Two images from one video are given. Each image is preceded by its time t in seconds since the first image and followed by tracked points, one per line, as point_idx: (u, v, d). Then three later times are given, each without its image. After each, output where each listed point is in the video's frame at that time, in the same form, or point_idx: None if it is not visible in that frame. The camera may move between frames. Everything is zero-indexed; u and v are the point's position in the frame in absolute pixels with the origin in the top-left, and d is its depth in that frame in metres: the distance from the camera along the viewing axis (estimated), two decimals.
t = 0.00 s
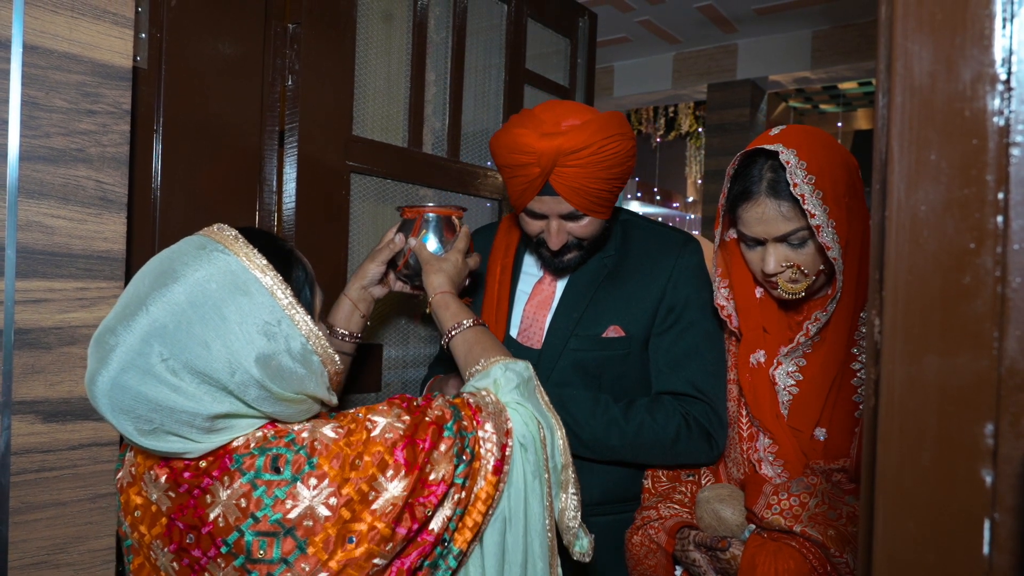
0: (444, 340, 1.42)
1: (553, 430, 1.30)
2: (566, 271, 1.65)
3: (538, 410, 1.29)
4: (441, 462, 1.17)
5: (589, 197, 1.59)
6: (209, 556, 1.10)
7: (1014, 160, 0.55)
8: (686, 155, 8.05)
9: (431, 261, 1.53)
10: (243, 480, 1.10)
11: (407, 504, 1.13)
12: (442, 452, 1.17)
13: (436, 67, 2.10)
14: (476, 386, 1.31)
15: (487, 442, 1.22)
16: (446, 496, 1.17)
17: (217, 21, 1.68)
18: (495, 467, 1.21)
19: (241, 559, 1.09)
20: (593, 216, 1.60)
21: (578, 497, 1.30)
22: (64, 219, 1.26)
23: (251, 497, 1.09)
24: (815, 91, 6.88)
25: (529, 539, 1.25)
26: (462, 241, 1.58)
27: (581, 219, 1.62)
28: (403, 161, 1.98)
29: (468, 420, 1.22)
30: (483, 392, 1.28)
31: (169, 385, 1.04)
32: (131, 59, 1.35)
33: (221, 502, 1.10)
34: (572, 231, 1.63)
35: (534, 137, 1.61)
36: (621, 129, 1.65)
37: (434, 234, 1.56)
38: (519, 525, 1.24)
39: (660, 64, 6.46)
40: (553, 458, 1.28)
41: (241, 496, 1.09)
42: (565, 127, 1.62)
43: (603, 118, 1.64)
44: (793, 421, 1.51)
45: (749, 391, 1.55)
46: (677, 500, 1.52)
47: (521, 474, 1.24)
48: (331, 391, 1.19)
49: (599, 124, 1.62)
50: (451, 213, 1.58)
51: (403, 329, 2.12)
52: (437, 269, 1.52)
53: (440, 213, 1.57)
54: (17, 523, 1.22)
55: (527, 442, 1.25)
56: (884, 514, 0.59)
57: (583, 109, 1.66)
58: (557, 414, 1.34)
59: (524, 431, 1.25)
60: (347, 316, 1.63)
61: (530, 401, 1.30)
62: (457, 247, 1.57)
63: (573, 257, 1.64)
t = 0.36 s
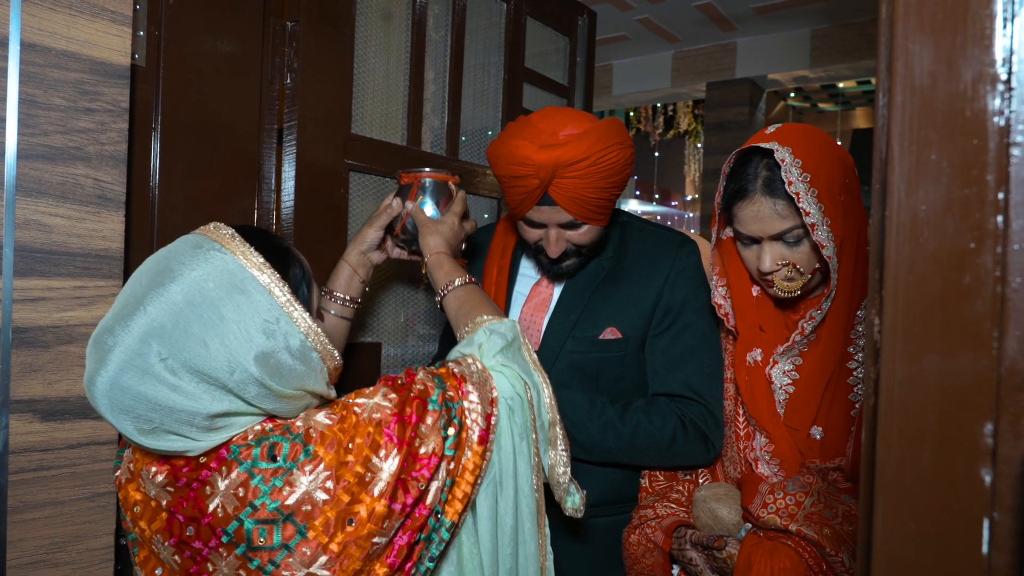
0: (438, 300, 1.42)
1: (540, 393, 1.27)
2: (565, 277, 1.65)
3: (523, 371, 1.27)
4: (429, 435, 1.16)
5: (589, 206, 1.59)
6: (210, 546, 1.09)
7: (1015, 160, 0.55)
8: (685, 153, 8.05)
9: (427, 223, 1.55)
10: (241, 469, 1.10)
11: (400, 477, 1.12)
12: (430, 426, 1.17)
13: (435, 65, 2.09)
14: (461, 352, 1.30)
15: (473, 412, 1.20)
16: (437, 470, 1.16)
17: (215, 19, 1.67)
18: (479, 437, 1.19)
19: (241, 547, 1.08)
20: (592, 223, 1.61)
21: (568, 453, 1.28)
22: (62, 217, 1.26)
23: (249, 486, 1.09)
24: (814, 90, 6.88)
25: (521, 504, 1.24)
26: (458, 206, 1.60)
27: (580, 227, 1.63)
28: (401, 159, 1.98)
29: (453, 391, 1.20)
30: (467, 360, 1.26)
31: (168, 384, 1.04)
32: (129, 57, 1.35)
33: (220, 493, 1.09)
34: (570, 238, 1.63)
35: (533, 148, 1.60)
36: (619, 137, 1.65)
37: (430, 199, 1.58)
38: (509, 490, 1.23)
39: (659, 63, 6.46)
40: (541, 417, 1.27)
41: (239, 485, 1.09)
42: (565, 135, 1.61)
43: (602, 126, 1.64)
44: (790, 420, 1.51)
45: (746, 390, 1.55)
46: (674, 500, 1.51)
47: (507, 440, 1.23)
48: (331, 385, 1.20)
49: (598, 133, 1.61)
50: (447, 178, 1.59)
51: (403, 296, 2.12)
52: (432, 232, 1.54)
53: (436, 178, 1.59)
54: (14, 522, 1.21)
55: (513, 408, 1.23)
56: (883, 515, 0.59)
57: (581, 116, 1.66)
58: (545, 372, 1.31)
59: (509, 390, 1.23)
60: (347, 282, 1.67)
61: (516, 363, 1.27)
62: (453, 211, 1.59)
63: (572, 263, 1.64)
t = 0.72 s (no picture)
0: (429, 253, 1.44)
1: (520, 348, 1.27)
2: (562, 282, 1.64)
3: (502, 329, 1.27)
4: (411, 405, 1.16)
5: (587, 214, 1.58)
6: (209, 533, 1.09)
7: (1015, 157, 0.55)
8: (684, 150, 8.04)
9: (425, 179, 1.56)
10: (235, 454, 1.10)
11: (387, 448, 1.13)
12: (410, 398, 1.16)
13: (435, 62, 2.09)
14: (441, 317, 1.30)
15: (453, 380, 1.21)
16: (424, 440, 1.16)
17: (214, 15, 1.67)
18: (463, 404, 1.20)
19: (240, 532, 1.08)
20: (589, 230, 1.60)
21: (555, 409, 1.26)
22: (61, 215, 1.25)
23: (243, 470, 1.09)
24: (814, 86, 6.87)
25: (510, 466, 1.26)
26: (457, 163, 1.59)
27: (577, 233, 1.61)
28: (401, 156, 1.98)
29: (432, 360, 1.20)
30: (448, 325, 1.26)
31: (166, 382, 1.04)
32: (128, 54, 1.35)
33: (218, 479, 1.09)
34: (568, 244, 1.62)
35: (530, 158, 1.57)
36: (616, 143, 1.63)
37: (429, 157, 1.57)
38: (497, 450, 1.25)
39: (659, 59, 6.45)
40: (523, 372, 1.26)
41: (233, 470, 1.09)
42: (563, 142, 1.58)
43: (600, 132, 1.61)
44: (789, 418, 1.51)
45: (744, 387, 1.55)
46: (673, 497, 1.51)
47: (489, 397, 1.24)
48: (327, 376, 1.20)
49: (596, 140, 1.59)
50: (446, 138, 1.59)
51: (404, 257, 2.10)
52: (429, 187, 1.54)
53: (435, 137, 1.59)
54: (15, 519, 1.21)
55: (495, 368, 1.24)
56: (883, 513, 0.59)
57: (579, 122, 1.63)
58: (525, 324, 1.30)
59: (487, 346, 1.25)
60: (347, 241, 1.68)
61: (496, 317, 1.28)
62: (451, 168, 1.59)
63: (569, 268, 1.63)
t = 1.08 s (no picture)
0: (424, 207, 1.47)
1: (495, 306, 1.27)
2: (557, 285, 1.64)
3: (476, 291, 1.26)
4: (385, 377, 1.14)
5: (581, 221, 1.57)
6: (201, 519, 1.08)
7: (1009, 153, 0.55)
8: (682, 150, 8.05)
9: (424, 136, 1.57)
10: (227, 438, 1.09)
11: (361, 422, 1.11)
12: (383, 371, 1.15)
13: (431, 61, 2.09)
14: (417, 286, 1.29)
15: (429, 348, 1.19)
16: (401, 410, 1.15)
17: (210, 15, 1.66)
18: (442, 370, 1.18)
19: (232, 515, 1.07)
20: (584, 236, 1.59)
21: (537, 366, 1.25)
22: (57, 215, 1.25)
23: (234, 454, 1.08)
24: (812, 86, 6.88)
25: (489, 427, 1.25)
26: (456, 121, 1.61)
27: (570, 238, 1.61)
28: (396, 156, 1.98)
29: (404, 333, 1.19)
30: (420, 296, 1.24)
31: (161, 377, 1.04)
32: (124, 53, 1.34)
33: (211, 462, 1.08)
34: (562, 248, 1.62)
35: (523, 167, 1.57)
36: (611, 150, 1.62)
37: (428, 115, 1.59)
38: (481, 416, 1.23)
39: (656, 59, 6.45)
40: (501, 332, 1.25)
41: (225, 454, 1.08)
42: (554, 151, 1.58)
43: (593, 139, 1.60)
44: (784, 417, 1.50)
45: (740, 387, 1.55)
46: (669, 497, 1.51)
47: (471, 360, 1.22)
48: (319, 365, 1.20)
49: (588, 148, 1.58)
50: (446, 97, 1.61)
51: (404, 230, 2.12)
52: (428, 143, 1.56)
53: (434, 97, 1.60)
54: (11, 519, 1.21)
55: (471, 332, 1.23)
56: (879, 511, 0.59)
57: (574, 129, 1.63)
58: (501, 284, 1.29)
59: (462, 312, 1.24)
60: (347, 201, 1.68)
61: (468, 282, 1.26)
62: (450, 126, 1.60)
63: (563, 272, 1.63)
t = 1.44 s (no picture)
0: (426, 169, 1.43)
1: (480, 285, 1.25)
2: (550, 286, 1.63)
3: (459, 270, 1.24)
4: (363, 361, 1.14)
5: (572, 220, 1.56)
6: (196, 507, 1.10)
7: (1003, 150, 0.55)
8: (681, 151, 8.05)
9: (430, 104, 1.55)
10: (222, 427, 1.10)
11: (339, 407, 1.11)
12: (361, 356, 1.14)
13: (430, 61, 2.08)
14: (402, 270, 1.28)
15: (413, 329, 1.18)
16: (382, 391, 1.14)
17: (207, 16, 1.67)
18: (428, 348, 1.18)
19: (227, 503, 1.09)
20: (575, 236, 1.58)
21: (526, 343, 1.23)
22: (54, 214, 1.25)
23: (229, 443, 1.09)
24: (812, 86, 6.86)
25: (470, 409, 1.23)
26: (464, 89, 1.60)
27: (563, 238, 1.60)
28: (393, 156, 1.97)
29: (387, 317, 1.19)
30: (404, 278, 1.24)
31: (160, 373, 1.03)
32: (121, 53, 1.34)
33: (207, 451, 1.09)
34: (554, 249, 1.60)
35: (513, 166, 1.56)
36: (603, 149, 1.61)
37: (437, 82, 1.58)
38: (467, 396, 1.22)
39: (655, 60, 6.45)
40: (486, 311, 1.23)
41: (219, 443, 1.09)
42: (544, 152, 1.57)
43: (584, 139, 1.59)
44: (779, 416, 1.51)
45: (735, 388, 1.55)
46: (665, 497, 1.50)
47: (456, 337, 1.21)
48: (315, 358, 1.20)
49: (579, 148, 1.57)
50: (455, 66, 1.59)
51: (404, 225, 2.12)
52: (435, 110, 1.54)
53: (444, 66, 1.59)
54: (7, 519, 1.21)
55: (454, 312, 1.22)
56: (873, 508, 0.59)
57: (567, 129, 1.61)
58: (486, 261, 1.27)
59: (444, 291, 1.23)
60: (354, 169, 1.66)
61: (451, 260, 1.24)
62: (458, 93, 1.59)
63: (557, 273, 1.62)
